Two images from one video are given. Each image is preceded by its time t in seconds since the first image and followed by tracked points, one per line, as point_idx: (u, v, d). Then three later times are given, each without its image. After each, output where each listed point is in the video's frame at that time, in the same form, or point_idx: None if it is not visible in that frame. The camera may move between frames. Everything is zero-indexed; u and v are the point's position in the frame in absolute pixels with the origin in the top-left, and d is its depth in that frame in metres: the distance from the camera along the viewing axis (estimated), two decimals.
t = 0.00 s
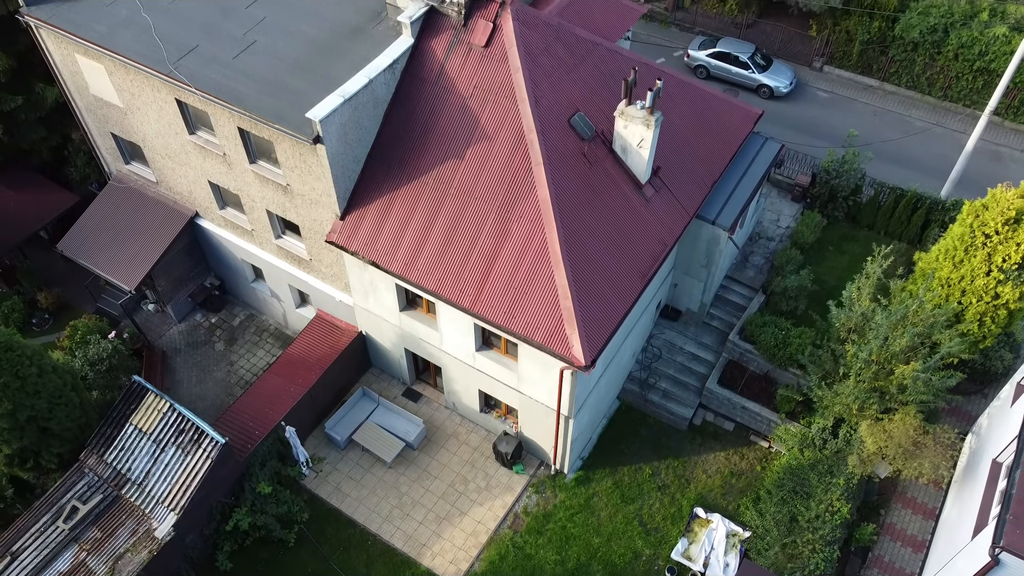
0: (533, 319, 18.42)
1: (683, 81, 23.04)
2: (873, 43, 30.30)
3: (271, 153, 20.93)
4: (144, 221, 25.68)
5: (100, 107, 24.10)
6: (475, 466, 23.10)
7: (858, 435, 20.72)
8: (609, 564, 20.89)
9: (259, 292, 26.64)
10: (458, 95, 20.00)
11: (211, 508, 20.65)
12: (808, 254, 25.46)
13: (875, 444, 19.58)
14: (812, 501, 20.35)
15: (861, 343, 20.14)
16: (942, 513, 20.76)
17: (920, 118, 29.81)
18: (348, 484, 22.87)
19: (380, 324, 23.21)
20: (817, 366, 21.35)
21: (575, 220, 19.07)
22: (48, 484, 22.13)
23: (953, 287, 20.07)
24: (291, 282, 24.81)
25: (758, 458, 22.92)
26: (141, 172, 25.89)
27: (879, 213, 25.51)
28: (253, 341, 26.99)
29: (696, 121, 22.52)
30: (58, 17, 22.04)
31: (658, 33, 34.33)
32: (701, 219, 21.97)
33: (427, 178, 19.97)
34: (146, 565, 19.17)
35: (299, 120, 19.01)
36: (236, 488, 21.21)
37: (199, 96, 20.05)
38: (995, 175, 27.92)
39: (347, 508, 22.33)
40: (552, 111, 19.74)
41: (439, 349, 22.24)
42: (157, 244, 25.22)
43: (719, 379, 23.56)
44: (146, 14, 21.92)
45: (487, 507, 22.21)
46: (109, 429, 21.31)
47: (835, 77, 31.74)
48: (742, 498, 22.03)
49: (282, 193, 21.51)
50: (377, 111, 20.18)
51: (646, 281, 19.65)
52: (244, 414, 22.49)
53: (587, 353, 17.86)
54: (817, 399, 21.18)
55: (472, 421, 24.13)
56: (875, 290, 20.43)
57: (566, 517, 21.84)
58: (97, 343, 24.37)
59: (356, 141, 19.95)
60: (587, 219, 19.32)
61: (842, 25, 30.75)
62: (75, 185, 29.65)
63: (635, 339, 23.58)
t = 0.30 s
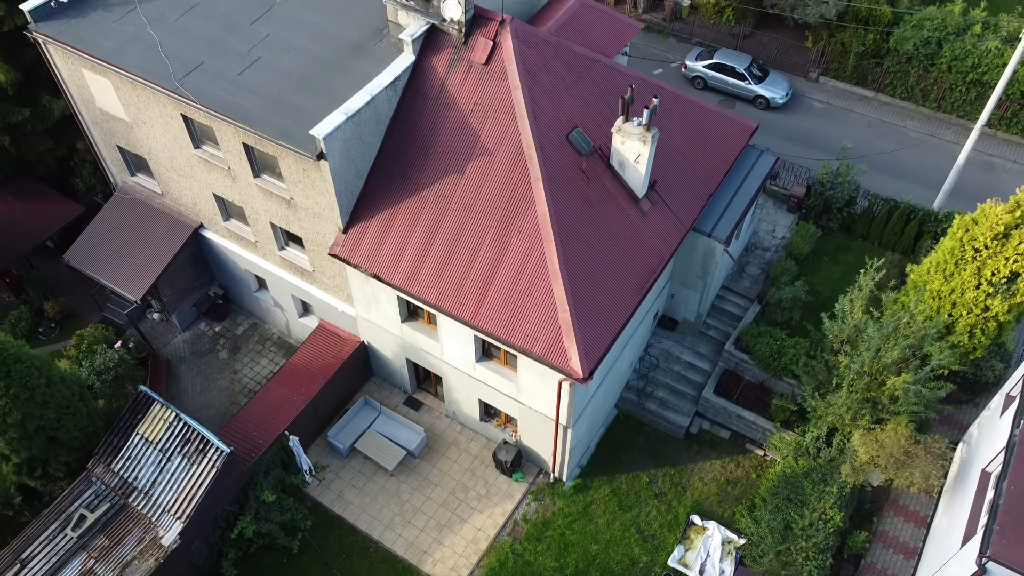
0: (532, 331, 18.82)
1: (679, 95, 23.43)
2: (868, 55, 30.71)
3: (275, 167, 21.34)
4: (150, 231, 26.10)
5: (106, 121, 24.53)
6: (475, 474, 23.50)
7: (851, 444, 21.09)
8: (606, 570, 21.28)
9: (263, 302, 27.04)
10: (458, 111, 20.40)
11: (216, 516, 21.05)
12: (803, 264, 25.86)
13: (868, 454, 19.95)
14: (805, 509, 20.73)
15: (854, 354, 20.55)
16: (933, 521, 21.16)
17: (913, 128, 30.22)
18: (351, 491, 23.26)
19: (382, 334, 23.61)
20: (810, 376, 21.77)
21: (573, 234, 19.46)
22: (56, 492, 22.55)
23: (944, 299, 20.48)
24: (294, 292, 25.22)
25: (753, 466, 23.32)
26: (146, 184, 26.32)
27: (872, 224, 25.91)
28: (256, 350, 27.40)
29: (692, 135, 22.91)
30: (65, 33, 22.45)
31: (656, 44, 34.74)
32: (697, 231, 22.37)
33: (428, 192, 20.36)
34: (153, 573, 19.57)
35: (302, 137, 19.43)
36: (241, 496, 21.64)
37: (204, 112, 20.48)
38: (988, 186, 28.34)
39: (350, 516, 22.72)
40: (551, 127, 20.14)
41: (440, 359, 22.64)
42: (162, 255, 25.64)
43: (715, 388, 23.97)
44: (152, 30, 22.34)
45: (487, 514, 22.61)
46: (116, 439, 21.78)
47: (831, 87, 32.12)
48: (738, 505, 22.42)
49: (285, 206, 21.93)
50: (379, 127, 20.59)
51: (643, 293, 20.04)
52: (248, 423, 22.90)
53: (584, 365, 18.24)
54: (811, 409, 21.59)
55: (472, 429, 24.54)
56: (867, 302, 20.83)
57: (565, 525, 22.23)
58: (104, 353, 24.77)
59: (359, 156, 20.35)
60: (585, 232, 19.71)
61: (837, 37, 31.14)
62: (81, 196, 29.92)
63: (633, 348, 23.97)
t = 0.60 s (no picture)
0: (531, 344, 19.19)
1: (676, 109, 23.82)
2: (863, 67, 31.10)
3: (279, 182, 21.73)
4: (155, 243, 26.48)
5: (112, 134, 24.93)
6: (476, 483, 23.89)
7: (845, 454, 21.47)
8: None
9: (266, 312, 27.43)
10: (459, 128, 20.80)
11: (221, 524, 21.44)
12: (798, 275, 26.27)
13: (861, 464, 20.31)
14: (800, 518, 21.08)
15: (847, 366, 20.94)
16: (925, 529, 21.55)
17: (908, 139, 30.61)
18: (353, 500, 23.66)
19: (384, 345, 24.00)
20: (804, 387, 22.16)
21: (571, 250, 19.85)
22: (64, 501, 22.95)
23: (935, 312, 20.85)
24: (297, 303, 25.61)
25: (749, 474, 23.71)
26: (151, 196, 26.62)
27: (867, 235, 26.29)
28: (260, 358, 27.80)
29: (688, 149, 23.30)
30: (73, 50, 22.87)
31: (655, 54, 35.12)
32: (694, 244, 22.76)
33: (429, 208, 20.75)
34: None
35: (306, 153, 19.83)
36: (245, 505, 22.03)
37: (210, 129, 20.89)
38: (981, 197, 28.73)
39: (352, 523, 23.12)
40: (550, 144, 20.54)
41: (441, 370, 23.04)
42: (167, 266, 26.03)
43: (712, 398, 24.36)
44: (158, 47, 22.75)
45: (488, 522, 23.01)
46: (123, 448, 22.28)
47: (827, 98, 32.49)
48: (734, 513, 22.81)
49: (289, 220, 22.33)
50: (381, 143, 20.99)
51: (640, 307, 20.41)
52: (252, 433, 23.29)
53: (582, 378, 18.60)
54: (805, 419, 21.98)
55: (472, 438, 24.93)
56: (860, 315, 21.22)
57: (564, 532, 22.62)
58: (110, 363, 25.11)
59: (361, 172, 20.75)
60: (583, 247, 20.11)
61: (833, 49, 31.52)
62: (86, 206, 30.17)
63: (631, 358, 24.36)
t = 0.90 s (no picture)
0: (531, 358, 19.54)
1: (673, 124, 24.19)
2: (858, 79, 31.49)
3: (282, 197, 22.10)
4: (159, 254, 26.86)
5: (118, 148, 25.31)
6: (476, 492, 24.26)
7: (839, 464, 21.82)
8: None
9: (269, 322, 27.80)
10: (459, 144, 21.17)
11: (226, 534, 21.81)
12: (794, 286, 26.66)
13: (854, 475, 20.66)
14: (794, 527, 21.40)
15: (841, 379, 21.30)
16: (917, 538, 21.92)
17: (903, 150, 30.98)
18: (355, 509, 24.03)
19: (385, 356, 24.36)
20: (799, 399, 22.53)
21: (570, 264, 20.23)
22: (70, 510, 23.32)
23: (927, 325, 21.22)
24: (300, 314, 25.98)
25: (745, 484, 24.07)
26: (156, 209, 27.10)
27: (862, 247, 26.67)
28: (263, 368, 28.17)
29: (685, 164, 23.68)
30: (80, 66, 23.25)
31: (653, 65, 35.46)
32: (690, 257, 23.14)
33: (430, 223, 21.11)
34: None
35: (309, 170, 20.19)
36: (249, 514, 22.39)
37: (214, 145, 21.26)
38: (975, 208, 29.09)
39: (354, 532, 23.49)
40: (549, 161, 20.92)
41: (441, 381, 23.41)
42: (172, 277, 26.40)
43: (708, 408, 24.74)
44: (163, 63, 23.13)
45: (488, 531, 23.38)
46: (129, 459, 22.69)
47: (823, 109, 32.86)
48: (730, 522, 23.16)
49: (292, 234, 22.70)
50: (383, 159, 21.36)
51: (637, 320, 20.76)
52: (255, 443, 23.65)
53: (581, 392, 18.95)
54: (800, 430, 22.34)
55: (473, 447, 25.30)
56: (853, 328, 21.60)
57: (563, 541, 22.99)
58: (116, 374, 25.46)
59: (363, 188, 21.11)
60: (581, 262, 20.48)
61: (829, 61, 31.89)
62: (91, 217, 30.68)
63: (629, 369, 24.71)
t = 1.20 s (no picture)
0: (530, 371, 19.89)
1: (670, 138, 24.53)
2: (854, 90, 31.86)
3: (285, 211, 22.46)
4: (164, 265, 27.23)
5: (123, 161, 25.67)
6: (476, 500, 24.62)
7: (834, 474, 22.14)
8: None
9: (272, 332, 28.17)
10: (460, 160, 21.54)
11: (230, 542, 22.16)
12: (790, 297, 27.03)
13: (847, 485, 21.00)
14: (790, 536, 21.71)
15: (835, 390, 21.65)
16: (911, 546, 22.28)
17: (898, 161, 31.35)
18: (357, 517, 24.38)
19: (387, 367, 24.72)
20: (794, 410, 22.88)
21: (568, 278, 20.58)
22: (76, 518, 23.66)
23: (920, 338, 21.56)
24: (302, 325, 26.33)
25: (741, 492, 24.42)
26: (160, 220, 27.48)
27: (857, 258, 27.04)
28: (265, 377, 28.53)
29: (683, 177, 24.03)
30: (86, 82, 23.62)
31: (651, 75, 35.79)
32: (687, 270, 23.51)
33: (431, 237, 21.47)
34: None
35: (312, 186, 20.55)
36: (253, 523, 22.75)
37: (219, 160, 21.63)
38: (969, 219, 29.46)
39: (356, 540, 23.84)
40: (548, 176, 21.28)
41: (442, 392, 23.76)
42: (176, 288, 26.77)
43: (705, 417, 25.10)
44: (168, 79, 23.49)
45: (488, 539, 23.73)
46: (135, 468, 23.10)
47: (819, 120, 33.23)
48: (726, 530, 23.51)
49: (295, 247, 23.06)
50: (384, 175, 21.72)
51: (635, 333, 21.09)
52: (259, 453, 24.01)
53: (579, 405, 19.29)
54: (795, 440, 22.69)
55: (473, 456, 25.65)
56: (847, 340, 21.95)
57: (562, 549, 23.34)
58: (121, 384, 25.81)
59: (365, 203, 21.46)
60: (580, 276, 20.83)
61: (825, 72, 32.25)
62: (95, 227, 31.02)
63: (627, 379, 25.06)
